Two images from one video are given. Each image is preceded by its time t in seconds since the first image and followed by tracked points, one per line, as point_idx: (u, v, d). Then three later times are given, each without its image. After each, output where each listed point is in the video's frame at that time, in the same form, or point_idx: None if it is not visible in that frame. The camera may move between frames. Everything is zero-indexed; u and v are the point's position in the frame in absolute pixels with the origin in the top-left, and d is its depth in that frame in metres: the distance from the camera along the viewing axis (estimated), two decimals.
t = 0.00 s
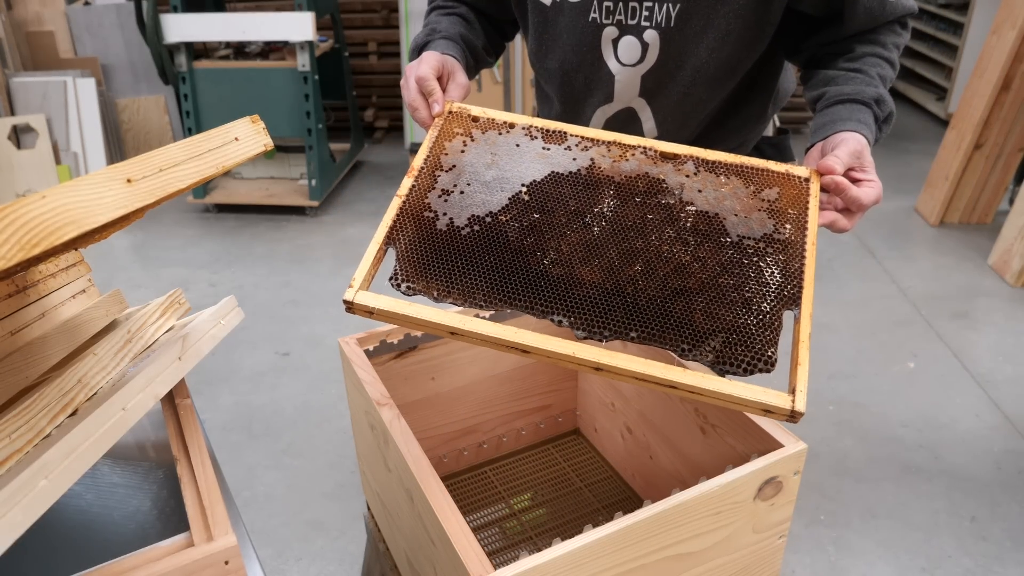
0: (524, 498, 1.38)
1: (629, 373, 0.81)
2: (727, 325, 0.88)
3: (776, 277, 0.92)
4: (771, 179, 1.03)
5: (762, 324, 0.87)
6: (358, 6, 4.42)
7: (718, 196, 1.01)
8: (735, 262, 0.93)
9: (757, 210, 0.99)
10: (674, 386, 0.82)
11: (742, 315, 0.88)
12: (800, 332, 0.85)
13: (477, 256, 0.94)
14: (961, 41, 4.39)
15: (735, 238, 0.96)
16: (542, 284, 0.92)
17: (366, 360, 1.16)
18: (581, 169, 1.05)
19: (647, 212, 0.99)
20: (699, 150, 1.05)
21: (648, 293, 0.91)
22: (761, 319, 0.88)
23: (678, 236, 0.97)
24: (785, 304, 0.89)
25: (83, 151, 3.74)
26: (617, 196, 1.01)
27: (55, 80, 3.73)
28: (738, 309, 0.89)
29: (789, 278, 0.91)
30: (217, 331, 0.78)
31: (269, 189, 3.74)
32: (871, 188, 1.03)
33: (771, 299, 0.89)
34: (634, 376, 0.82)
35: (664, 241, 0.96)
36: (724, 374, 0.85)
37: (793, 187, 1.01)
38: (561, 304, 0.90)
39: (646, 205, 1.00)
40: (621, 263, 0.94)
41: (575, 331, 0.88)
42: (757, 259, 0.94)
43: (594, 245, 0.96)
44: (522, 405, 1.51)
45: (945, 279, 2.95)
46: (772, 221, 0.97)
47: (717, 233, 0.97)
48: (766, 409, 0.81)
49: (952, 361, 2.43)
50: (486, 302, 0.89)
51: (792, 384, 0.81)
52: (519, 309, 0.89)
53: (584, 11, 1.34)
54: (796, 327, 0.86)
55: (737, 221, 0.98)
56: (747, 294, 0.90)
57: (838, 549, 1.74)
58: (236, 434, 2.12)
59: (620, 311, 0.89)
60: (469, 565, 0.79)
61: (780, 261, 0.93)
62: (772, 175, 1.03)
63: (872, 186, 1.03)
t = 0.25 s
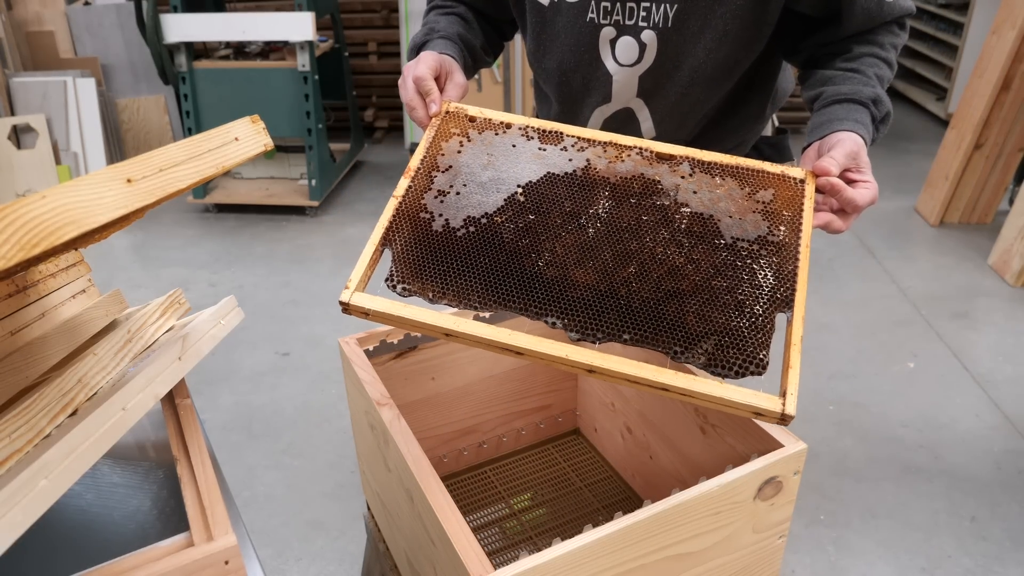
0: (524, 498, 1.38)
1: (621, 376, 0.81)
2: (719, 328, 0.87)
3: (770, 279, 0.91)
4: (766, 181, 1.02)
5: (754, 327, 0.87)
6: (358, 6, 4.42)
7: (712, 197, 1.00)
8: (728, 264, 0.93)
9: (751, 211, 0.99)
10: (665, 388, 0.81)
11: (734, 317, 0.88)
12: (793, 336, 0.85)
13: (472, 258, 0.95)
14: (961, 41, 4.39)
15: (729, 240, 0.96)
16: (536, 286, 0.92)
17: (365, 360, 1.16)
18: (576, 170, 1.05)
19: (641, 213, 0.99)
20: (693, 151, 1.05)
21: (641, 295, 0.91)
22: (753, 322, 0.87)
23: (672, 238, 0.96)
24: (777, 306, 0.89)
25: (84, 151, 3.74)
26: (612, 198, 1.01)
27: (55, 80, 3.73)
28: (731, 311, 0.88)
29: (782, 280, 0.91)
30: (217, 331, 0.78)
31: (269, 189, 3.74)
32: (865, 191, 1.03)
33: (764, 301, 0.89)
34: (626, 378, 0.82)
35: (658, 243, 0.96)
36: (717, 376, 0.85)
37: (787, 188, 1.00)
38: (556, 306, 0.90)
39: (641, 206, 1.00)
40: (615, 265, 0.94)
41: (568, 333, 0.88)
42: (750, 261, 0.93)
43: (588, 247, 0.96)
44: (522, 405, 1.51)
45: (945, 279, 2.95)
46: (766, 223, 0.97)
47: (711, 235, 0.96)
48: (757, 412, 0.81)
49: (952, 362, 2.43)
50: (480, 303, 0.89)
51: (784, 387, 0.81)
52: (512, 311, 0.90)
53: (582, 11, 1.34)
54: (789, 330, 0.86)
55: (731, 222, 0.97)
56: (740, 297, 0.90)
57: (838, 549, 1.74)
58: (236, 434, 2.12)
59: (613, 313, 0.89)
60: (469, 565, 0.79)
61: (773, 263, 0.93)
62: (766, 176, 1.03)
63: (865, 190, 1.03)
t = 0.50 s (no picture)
0: (525, 498, 1.38)
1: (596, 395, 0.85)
2: (695, 342, 0.88)
3: (750, 289, 0.90)
4: (758, 175, 0.97)
5: (730, 341, 0.87)
6: (358, 6, 4.42)
7: (701, 197, 0.97)
8: (710, 274, 0.92)
9: (739, 212, 0.95)
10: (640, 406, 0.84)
11: (712, 331, 0.88)
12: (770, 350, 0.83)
13: (462, 272, 0.97)
14: (961, 41, 4.39)
15: (713, 246, 0.94)
16: (522, 300, 0.95)
17: (366, 360, 1.17)
18: (566, 171, 1.03)
19: (628, 219, 0.98)
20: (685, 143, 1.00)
21: (623, 308, 0.92)
22: (730, 336, 0.88)
23: (657, 245, 0.96)
24: (758, 319, 0.88)
25: (84, 151, 3.74)
26: (599, 202, 1.00)
27: (55, 80, 3.73)
28: (709, 325, 0.89)
29: (764, 290, 0.89)
30: (217, 331, 0.78)
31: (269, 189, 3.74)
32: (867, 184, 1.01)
33: (742, 314, 0.89)
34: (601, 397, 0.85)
35: (641, 253, 0.95)
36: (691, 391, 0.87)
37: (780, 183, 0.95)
38: (540, 322, 0.93)
39: (627, 211, 0.99)
40: (599, 276, 0.95)
41: (551, 348, 0.91)
42: (733, 270, 0.92)
43: (573, 257, 0.97)
44: (522, 405, 1.51)
45: (945, 279, 2.95)
46: (754, 226, 0.94)
47: (696, 241, 0.95)
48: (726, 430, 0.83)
49: (952, 362, 2.43)
50: (468, 319, 0.93)
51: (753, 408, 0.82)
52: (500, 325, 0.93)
53: (580, 4, 1.34)
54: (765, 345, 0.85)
55: (717, 226, 0.95)
56: (719, 308, 0.90)
57: (837, 549, 1.74)
58: (236, 434, 2.12)
59: (594, 328, 0.91)
60: (469, 565, 0.79)
61: (756, 272, 0.91)
62: (760, 171, 0.97)
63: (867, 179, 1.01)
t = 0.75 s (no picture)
0: (524, 498, 1.38)
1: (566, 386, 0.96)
2: (646, 344, 0.93)
3: (700, 294, 0.88)
4: (718, 159, 0.84)
5: (679, 345, 0.91)
6: (358, 6, 4.42)
7: (654, 188, 0.89)
8: (662, 276, 0.91)
9: (693, 206, 0.87)
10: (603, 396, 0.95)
11: (662, 335, 0.92)
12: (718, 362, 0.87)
13: (446, 267, 1.06)
14: (961, 41, 4.39)
15: (666, 246, 0.90)
16: (499, 295, 1.03)
17: (366, 360, 1.17)
18: (524, 160, 0.96)
19: (585, 212, 0.94)
20: (638, 119, 0.87)
21: (585, 306, 0.96)
22: (678, 341, 0.91)
23: (614, 241, 0.93)
24: (707, 330, 0.89)
25: (84, 151, 3.74)
26: (557, 193, 0.95)
27: (55, 80, 3.73)
28: (659, 329, 0.92)
29: (713, 298, 0.88)
30: (217, 331, 0.78)
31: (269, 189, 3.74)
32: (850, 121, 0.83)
33: (691, 320, 0.89)
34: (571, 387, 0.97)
35: (596, 254, 0.94)
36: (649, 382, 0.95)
37: (740, 171, 0.83)
38: (514, 316, 1.02)
39: (584, 203, 0.94)
40: (563, 274, 0.97)
41: (528, 336, 1.02)
42: (684, 274, 0.89)
43: (537, 254, 0.98)
44: (522, 405, 1.51)
45: (945, 279, 2.95)
46: (707, 223, 0.87)
47: (650, 239, 0.91)
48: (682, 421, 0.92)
49: (952, 362, 2.43)
50: (461, 308, 1.06)
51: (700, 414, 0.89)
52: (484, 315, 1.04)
53: None
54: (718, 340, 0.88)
55: (669, 224, 0.89)
56: (671, 313, 0.91)
57: (837, 549, 1.74)
58: (236, 434, 2.12)
59: (562, 324, 0.99)
60: (469, 565, 0.79)
61: (706, 277, 0.88)
62: (719, 154, 0.84)
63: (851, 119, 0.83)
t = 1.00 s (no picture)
0: (525, 498, 1.38)
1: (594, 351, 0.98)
2: (656, 317, 0.93)
3: (691, 270, 0.86)
4: (684, 132, 0.80)
5: (682, 317, 0.89)
6: (358, 6, 4.42)
7: (633, 167, 0.87)
8: (656, 252, 0.89)
9: (671, 182, 0.84)
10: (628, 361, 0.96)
11: (666, 309, 0.91)
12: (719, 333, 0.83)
13: (486, 247, 1.11)
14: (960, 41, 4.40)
15: (653, 224, 0.88)
16: (531, 270, 1.07)
17: (366, 360, 1.16)
18: (524, 145, 0.98)
19: (583, 192, 0.94)
20: (607, 98, 0.83)
21: (598, 281, 0.98)
22: (682, 313, 0.89)
23: (611, 220, 0.93)
24: (703, 307, 0.86)
25: (84, 151, 3.74)
26: (558, 175, 0.96)
27: (55, 80, 3.73)
28: (663, 303, 0.91)
29: (702, 273, 0.84)
30: (217, 331, 0.77)
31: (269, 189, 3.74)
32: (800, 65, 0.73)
33: (687, 295, 0.87)
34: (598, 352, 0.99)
35: (599, 233, 0.95)
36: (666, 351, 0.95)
37: (706, 150, 0.79)
38: (549, 288, 1.05)
39: (581, 184, 0.94)
40: (578, 251, 0.99)
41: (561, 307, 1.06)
42: (674, 250, 0.87)
43: (553, 233, 1.00)
44: (523, 404, 1.51)
45: (945, 279, 2.95)
46: (685, 200, 0.83)
47: (639, 218, 0.89)
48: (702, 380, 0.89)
49: (952, 361, 2.43)
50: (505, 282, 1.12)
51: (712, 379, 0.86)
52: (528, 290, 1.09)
53: None
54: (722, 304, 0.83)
55: (653, 201, 0.87)
56: (671, 286, 0.89)
57: (837, 549, 1.74)
58: (236, 434, 2.12)
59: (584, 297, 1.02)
60: (469, 565, 0.79)
61: (694, 252, 0.85)
62: (685, 128, 0.79)
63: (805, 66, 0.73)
